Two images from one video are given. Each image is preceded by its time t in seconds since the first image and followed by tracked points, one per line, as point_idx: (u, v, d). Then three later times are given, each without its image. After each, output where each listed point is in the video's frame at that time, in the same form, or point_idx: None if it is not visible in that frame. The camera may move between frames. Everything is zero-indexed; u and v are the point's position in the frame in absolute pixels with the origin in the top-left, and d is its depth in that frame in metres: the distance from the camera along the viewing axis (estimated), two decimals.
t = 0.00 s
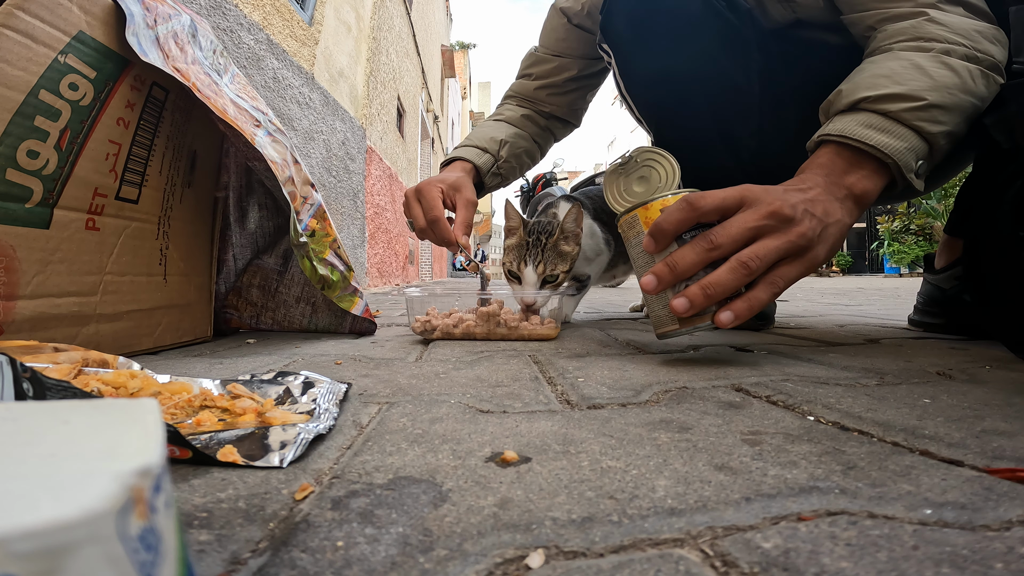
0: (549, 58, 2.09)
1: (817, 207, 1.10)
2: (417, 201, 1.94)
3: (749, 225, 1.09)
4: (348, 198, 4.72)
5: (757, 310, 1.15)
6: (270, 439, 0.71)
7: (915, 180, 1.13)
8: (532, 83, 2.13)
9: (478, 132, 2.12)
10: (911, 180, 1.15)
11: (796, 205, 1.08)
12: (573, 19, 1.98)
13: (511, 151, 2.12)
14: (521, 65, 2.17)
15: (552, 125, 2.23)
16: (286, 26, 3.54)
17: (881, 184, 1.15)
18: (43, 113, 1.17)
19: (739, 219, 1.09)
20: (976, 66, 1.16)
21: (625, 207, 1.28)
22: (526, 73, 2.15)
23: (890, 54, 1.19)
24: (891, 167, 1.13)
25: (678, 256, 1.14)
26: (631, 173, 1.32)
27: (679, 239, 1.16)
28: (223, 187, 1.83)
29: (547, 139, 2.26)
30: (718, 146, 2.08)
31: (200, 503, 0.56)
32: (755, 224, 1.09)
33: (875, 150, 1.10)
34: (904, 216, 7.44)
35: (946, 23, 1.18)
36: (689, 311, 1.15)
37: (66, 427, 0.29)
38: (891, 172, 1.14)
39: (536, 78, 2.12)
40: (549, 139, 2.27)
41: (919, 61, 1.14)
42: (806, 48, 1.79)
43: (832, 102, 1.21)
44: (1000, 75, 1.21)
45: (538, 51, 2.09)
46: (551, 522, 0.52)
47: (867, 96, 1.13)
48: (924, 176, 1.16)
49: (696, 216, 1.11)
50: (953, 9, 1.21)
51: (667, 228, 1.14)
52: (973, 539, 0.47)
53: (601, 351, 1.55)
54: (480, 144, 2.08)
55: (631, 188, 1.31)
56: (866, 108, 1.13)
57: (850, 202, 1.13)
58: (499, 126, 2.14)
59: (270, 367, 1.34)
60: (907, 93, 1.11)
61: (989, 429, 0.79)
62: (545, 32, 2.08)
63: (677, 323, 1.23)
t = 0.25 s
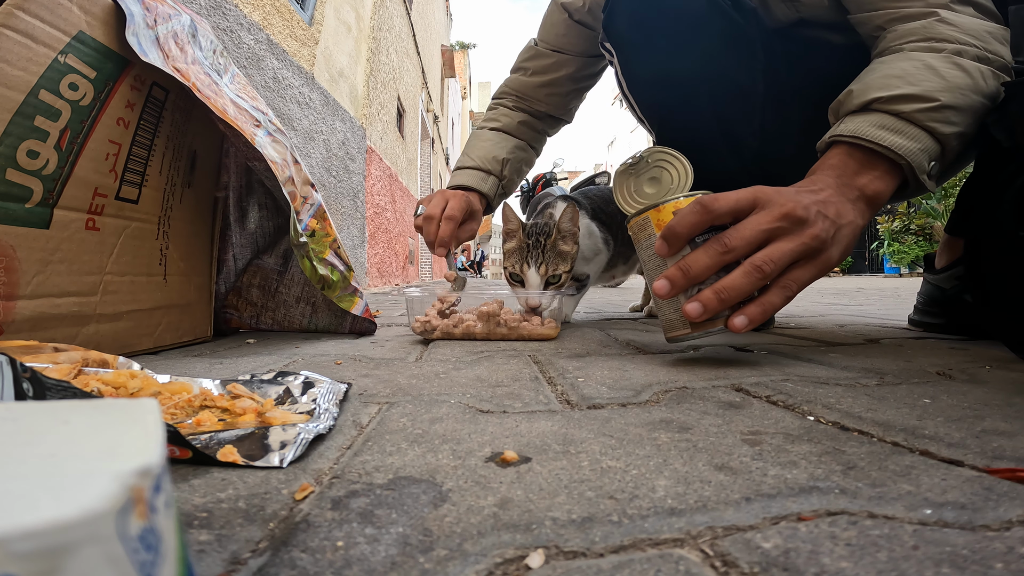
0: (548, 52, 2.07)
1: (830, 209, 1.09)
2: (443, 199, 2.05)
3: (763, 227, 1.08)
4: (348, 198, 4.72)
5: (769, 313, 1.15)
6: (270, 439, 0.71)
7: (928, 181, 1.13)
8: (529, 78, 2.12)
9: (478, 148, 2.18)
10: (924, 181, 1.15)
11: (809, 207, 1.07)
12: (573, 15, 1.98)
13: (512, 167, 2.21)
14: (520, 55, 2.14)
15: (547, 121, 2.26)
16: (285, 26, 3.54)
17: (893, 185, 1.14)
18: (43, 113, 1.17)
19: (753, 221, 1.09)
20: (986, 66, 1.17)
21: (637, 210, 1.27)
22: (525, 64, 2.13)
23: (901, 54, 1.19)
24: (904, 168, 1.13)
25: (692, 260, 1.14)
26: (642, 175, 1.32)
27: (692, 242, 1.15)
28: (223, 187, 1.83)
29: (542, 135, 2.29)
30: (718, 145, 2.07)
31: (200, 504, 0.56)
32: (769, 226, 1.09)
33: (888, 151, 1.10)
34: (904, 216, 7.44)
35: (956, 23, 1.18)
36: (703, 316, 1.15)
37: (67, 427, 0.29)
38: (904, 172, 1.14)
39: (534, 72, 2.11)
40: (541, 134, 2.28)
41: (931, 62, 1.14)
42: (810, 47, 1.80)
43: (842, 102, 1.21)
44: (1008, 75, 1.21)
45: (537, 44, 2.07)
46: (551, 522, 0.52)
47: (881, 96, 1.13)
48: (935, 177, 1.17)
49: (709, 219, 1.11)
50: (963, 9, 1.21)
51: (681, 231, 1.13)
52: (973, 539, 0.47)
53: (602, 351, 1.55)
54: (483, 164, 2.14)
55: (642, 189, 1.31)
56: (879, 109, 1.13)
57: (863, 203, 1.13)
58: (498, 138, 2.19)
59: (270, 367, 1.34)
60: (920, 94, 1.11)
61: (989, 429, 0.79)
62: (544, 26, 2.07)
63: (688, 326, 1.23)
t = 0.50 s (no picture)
0: (549, 50, 2.08)
1: (834, 211, 1.10)
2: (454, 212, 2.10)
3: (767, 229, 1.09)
4: (348, 198, 4.72)
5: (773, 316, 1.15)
6: (270, 439, 0.71)
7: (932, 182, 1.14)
8: (529, 76, 2.12)
9: (478, 158, 2.19)
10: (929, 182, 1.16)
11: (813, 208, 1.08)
12: (574, 12, 1.98)
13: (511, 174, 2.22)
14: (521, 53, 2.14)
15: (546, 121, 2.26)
16: (285, 26, 3.53)
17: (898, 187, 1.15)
18: (43, 113, 1.17)
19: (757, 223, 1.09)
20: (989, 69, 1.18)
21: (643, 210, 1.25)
22: (527, 62, 2.12)
23: (907, 55, 1.20)
24: (909, 170, 1.13)
25: (696, 262, 1.13)
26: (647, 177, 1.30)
27: (696, 244, 1.15)
28: (223, 187, 1.83)
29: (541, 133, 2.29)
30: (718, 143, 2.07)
31: (200, 503, 0.56)
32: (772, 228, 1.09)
33: (893, 153, 1.11)
34: (904, 216, 7.45)
35: (960, 25, 1.18)
36: (706, 319, 1.15)
37: (67, 427, 0.29)
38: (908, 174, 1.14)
39: (534, 70, 2.11)
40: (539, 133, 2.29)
41: (936, 63, 1.15)
42: (811, 47, 1.80)
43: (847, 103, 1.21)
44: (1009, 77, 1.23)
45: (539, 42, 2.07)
46: (551, 522, 0.52)
47: (887, 98, 1.13)
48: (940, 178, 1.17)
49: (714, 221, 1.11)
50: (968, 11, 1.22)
51: (685, 234, 1.13)
52: (972, 539, 0.47)
53: (602, 351, 1.55)
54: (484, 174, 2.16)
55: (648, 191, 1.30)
56: (885, 110, 1.13)
57: (868, 206, 1.13)
58: (497, 147, 2.20)
59: (270, 367, 1.34)
60: (925, 96, 1.12)
61: (989, 429, 0.79)
62: (546, 24, 2.07)
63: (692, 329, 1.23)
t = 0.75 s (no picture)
0: (550, 53, 2.08)
1: (839, 217, 1.10)
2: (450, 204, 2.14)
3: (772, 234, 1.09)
4: (348, 198, 4.72)
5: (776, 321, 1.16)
6: (270, 439, 0.71)
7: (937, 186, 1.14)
8: (532, 77, 2.13)
9: (478, 148, 2.19)
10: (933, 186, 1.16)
11: (819, 214, 1.08)
12: (575, 13, 1.97)
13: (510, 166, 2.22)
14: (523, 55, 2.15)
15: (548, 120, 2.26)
16: (285, 26, 3.53)
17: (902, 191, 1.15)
18: (43, 113, 1.17)
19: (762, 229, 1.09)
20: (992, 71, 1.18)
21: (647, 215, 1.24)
22: (528, 64, 2.13)
23: (910, 58, 1.19)
24: (913, 175, 1.13)
25: (701, 268, 1.13)
26: (651, 180, 1.30)
27: (701, 249, 1.15)
28: (223, 187, 1.83)
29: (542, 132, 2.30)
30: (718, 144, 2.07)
31: (200, 504, 0.56)
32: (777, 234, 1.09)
33: (898, 157, 1.10)
34: (903, 216, 7.45)
35: (964, 27, 1.18)
36: (709, 325, 1.15)
37: (68, 427, 0.29)
38: (912, 178, 1.14)
39: (536, 71, 2.12)
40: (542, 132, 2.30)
41: (940, 66, 1.15)
42: (812, 47, 1.82)
43: (851, 106, 1.21)
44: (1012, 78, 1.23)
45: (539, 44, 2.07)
46: (550, 522, 0.52)
47: (891, 102, 1.12)
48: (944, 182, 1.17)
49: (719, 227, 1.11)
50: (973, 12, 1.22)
51: (690, 238, 1.13)
52: (972, 539, 0.47)
53: (602, 351, 1.55)
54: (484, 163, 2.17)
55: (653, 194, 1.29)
56: (889, 114, 1.13)
57: (872, 211, 1.13)
58: (497, 138, 2.21)
59: (270, 367, 1.34)
60: (929, 99, 1.12)
61: (989, 429, 0.79)
62: (547, 25, 2.06)
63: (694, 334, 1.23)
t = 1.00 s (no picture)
0: (551, 51, 2.08)
1: (835, 220, 1.10)
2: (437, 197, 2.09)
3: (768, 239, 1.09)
4: (348, 198, 4.72)
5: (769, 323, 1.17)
6: (270, 439, 0.71)
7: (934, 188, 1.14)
8: (533, 75, 2.13)
9: (473, 138, 2.19)
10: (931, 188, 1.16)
11: (814, 218, 1.08)
12: (576, 11, 1.97)
13: (505, 158, 2.21)
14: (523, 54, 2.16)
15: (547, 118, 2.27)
16: (285, 26, 3.53)
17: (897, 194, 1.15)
18: (43, 113, 1.17)
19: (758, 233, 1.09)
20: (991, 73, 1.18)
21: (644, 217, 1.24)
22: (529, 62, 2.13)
23: (908, 60, 1.20)
24: (910, 177, 1.14)
25: (696, 271, 1.13)
26: (650, 183, 1.30)
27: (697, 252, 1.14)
28: (223, 187, 1.83)
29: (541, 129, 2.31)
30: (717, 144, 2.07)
31: (200, 504, 0.56)
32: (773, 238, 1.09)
33: (895, 160, 1.11)
34: (904, 216, 7.45)
35: (962, 28, 1.18)
36: (704, 328, 1.15)
37: (67, 427, 0.29)
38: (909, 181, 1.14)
39: (537, 70, 2.12)
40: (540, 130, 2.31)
41: (939, 68, 1.15)
42: (813, 47, 1.81)
43: (849, 108, 1.21)
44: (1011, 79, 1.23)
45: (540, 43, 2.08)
46: (551, 522, 0.52)
47: (889, 104, 1.13)
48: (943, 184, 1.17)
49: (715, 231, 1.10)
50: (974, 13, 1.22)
51: (686, 242, 1.12)
52: (972, 539, 0.47)
53: (602, 351, 1.55)
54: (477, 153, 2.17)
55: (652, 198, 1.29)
56: (887, 116, 1.13)
57: (867, 214, 1.13)
58: (494, 129, 2.20)
59: (270, 367, 1.34)
60: (927, 102, 1.12)
61: (989, 429, 0.79)
62: (549, 25, 2.07)
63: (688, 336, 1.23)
